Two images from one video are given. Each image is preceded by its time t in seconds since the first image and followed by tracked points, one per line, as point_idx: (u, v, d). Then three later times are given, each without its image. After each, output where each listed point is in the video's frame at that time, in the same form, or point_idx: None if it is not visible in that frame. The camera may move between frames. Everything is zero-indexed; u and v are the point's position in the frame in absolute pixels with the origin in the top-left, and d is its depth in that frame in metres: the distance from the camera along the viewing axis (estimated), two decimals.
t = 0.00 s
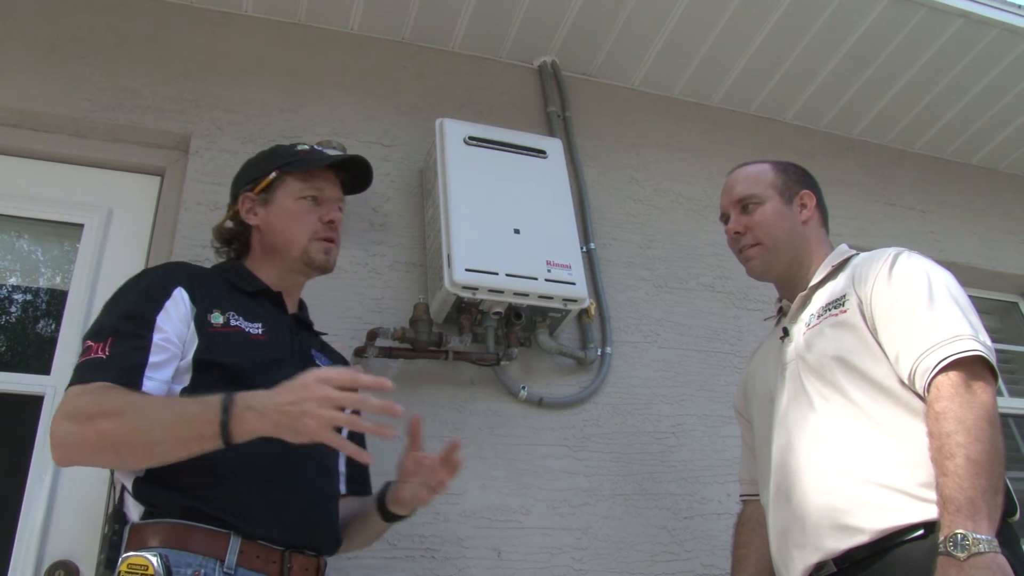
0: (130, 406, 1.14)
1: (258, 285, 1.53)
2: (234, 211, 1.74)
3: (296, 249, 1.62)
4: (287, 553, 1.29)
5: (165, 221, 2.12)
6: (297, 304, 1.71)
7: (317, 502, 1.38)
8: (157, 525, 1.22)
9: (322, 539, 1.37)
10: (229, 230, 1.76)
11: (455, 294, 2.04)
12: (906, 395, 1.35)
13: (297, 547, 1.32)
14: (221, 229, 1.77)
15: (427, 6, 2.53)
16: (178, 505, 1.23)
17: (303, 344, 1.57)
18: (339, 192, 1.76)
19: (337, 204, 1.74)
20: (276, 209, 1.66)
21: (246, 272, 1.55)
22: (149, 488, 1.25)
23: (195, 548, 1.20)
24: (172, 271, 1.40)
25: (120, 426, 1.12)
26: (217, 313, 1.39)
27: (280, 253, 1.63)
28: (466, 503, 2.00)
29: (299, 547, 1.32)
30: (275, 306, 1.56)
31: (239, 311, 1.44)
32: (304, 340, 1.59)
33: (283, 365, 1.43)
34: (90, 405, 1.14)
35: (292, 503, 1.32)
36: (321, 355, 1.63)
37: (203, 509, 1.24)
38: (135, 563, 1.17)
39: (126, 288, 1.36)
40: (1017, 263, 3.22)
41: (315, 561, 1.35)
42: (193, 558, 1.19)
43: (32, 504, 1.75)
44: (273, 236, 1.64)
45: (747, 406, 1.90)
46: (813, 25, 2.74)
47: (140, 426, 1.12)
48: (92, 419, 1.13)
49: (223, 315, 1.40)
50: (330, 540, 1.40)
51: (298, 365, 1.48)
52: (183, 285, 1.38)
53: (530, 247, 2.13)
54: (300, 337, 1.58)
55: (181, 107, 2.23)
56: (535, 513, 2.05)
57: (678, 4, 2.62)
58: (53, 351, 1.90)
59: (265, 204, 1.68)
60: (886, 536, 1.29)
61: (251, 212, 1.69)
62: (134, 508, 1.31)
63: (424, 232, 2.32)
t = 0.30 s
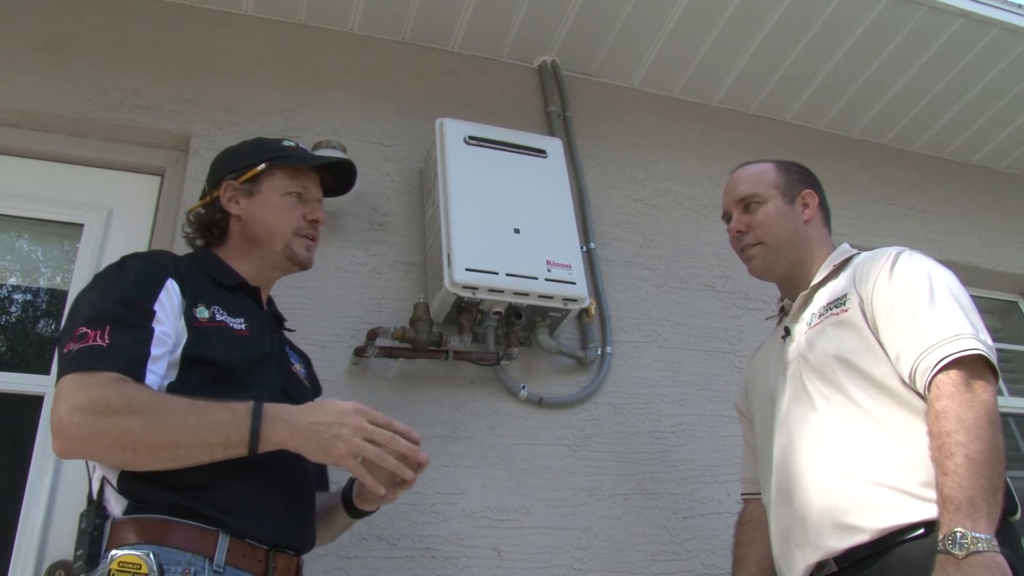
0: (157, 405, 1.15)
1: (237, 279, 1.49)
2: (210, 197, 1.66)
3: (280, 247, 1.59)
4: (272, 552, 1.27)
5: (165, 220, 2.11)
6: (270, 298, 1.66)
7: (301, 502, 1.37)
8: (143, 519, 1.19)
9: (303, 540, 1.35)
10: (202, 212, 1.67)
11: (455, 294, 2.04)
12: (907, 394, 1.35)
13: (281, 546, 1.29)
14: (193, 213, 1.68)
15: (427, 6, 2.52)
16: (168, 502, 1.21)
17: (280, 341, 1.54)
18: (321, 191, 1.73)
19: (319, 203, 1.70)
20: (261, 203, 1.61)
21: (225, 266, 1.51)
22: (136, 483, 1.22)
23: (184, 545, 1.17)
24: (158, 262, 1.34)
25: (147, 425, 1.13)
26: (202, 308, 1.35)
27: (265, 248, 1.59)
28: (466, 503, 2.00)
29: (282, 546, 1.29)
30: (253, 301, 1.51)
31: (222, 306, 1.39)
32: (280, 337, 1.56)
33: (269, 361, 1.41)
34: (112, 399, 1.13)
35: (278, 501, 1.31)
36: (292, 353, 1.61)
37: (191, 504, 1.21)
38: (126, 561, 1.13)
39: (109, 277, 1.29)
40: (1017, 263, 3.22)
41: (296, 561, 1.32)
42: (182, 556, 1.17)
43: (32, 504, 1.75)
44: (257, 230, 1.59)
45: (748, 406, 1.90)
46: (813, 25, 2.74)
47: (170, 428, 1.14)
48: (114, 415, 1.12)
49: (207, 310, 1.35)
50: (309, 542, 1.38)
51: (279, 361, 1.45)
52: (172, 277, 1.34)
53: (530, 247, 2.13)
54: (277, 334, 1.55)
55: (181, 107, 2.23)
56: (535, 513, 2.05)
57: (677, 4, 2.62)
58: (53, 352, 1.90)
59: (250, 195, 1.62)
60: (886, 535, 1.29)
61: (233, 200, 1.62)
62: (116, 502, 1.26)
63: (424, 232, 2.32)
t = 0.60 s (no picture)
0: (140, 398, 1.13)
1: (220, 273, 1.49)
2: (194, 186, 1.66)
3: (257, 239, 1.58)
4: (260, 551, 1.28)
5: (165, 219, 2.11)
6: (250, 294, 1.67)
7: (287, 500, 1.38)
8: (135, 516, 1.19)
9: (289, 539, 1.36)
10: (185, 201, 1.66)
11: (455, 294, 2.04)
12: (908, 393, 1.35)
13: (269, 544, 1.30)
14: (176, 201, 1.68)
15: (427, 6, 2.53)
16: (159, 499, 1.20)
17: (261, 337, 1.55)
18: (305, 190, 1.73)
19: (303, 201, 1.70)
20: (243, 195, 1.61)
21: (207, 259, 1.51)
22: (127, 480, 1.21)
23: (177, 544, 1.17)
24: (145, 253, 1.34)
25: (130, 420, 1.11)
26: (190, 302, 1.35)
27: (243, 239, 1.58)
28: (466, 502, 2.00)
29: (269, 544, 1.30)
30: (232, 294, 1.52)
31: (209, 301, 1.40)
32: (262, 333, 1.57)
33: (252, 357, 1.42)
34: (97, 393, 1.11)
35: (265, 501, 1.32)
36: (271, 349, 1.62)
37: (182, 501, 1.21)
38: (122, 559, 1.14)
39: (91, 267, 1.28)
40: (1018, 263, 3.22)
41: (281, 560, 1.32)
42: (176, 554, 1.17)
43: (32, 503, 1.75)
44: (236, 222, 1.58)
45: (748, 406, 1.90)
46: (812, 25, 2.74)
47: (154, 423, 1.12)
48: (99, 409, 1.11)
49: (195, 304, 1.36)
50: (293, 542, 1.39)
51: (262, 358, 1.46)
52: (159, 269, 1.33)
53: (530, 246, 2.13)
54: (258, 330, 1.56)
55: (180, 107, 2.23)
56: (535, 513, 2.05)
57: (677, 4, 2.63)
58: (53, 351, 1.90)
59: (233, 187, 1.62)
60: (886, 535, 1.29)
61: (215, 190, 1.62)
62: (105, 498, 1.23)
63: (424, 231, 2.31)
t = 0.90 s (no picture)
0: (72, 394, 1.06)
1: (216, 271, 1.50)
2: (195, 182, 1.66)
3: (256, 241, 1.58)
4: (251, 549, 1.28)
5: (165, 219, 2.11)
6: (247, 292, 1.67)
7: (280, 496, 1.38)
8: (125, 516, 1.19)
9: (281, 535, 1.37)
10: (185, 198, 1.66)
11: (455, 293, 2.04)
12: (907, 392, 1.35)
13: (260, 542, 1.31)
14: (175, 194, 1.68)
15: (427, 6, 2.53)
16: (150, 497, 1.20)
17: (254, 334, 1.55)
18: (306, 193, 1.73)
19: (304, 204, 1.71)
20: (245, 196, 1.61)
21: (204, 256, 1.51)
22: (117, 478, 1.20)
23: (164, 544, 1.18)
24: (135, 249, 1.34)
25: (60, 417, 1.05)
26: (181, 298, 1.36)
27: (240, 239, 1.58)
28: (466, 502, 2.00)
29: (261, 542, 1.31)
30: (228, 292, 1.53)
31: (201, 298, 1.41)
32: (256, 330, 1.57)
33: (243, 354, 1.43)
34: (32, 390, 1.07)
35: (260, 497, 1.32)
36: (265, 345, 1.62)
37: (173, 500, 1.20)
38: (108, 559, 1.14)
39: (79, 262, 1.27)
40: (1018, 262, 3.23)
41: (273, 558, 1.34)
42: (164, 553, 1.17)
43: (32, 503, 1.75)
44: (235, 221, 1.58)
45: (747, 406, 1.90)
46: (812, 25, 2.74)
47: (82, 421, 1.05)
48: (32, 406, 1.06)
49: (186, 300, 1.37)
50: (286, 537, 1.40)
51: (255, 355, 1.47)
52: (145, 265, 1.33)
53: (530, 246, 2.13)
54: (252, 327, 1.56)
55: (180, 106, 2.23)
56: (535, 512, 2.05)
57: (677, 4, 2.63)
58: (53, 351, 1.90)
59: (234, 186, 1.62)
60: (886, 534, 1.30)
61: (216, 187, 1.62)
62: (94, 499, 1.25)
63: (424, 231, 2.31)
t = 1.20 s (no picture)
0: (53, 400, 1.06)
1: (215, 273, 1.50)
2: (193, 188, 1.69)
3: (247, 238, 1.57)
4: (242, 550, 1.28)
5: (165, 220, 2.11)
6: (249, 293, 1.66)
7: (276, 497, 1.38)
8: (112, 517, 1.19)
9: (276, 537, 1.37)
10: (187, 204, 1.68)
11: (455, 294, 2.04)
12: (907, 393, 1.35)
13: (251, 542, 1.30)
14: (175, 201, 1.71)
15: (426, 6, 2.53)
16: (135, 500, 1.19)
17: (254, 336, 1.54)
18: (301, 184, 1.70)
19: (298, 196, 1.68)
20: (235, 194, 1.61)
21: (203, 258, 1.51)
22: (105, 480, 1.20)
23: (150, 545, 1.17)
24: (128, 254, 1.35)
25: (42, 423, 1.05)
26: (174, 302, 1.35)
27: (232, 238, 1.58)
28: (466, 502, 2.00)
29: (253, 543, 1.30)
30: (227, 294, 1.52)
31: (195, 301, 1.41)
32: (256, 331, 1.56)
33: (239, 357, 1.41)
34: (11, 397, 1.06)
35: (254, 497, 1.31)
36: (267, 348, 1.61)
37: (159, 503, 1.20)
38: (92, 561, 1.13)
39: (73, 268, 1.29)
40: (1018, 262, 3.23)
41: (265, 559, 1.33)
42: (150, 555, 1.16)
43: (31, 504, 1.75)
44: (226, 220, 1.58)
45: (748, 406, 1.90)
46: (812, 25, 2.74)
47: (63, 426, 1.05)
48: (13, 413, 1.05)
49: (179, 304, 1.36)
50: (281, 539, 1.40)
51: (252, 357, 1.46)
52: (135, 267, 1.33)
53: (530, 246, 2.13)
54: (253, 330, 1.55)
55: (180, 107, 2.23)
56: (535, 513, 2.05)
57: (677, 4, 2.63)
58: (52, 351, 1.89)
59: (225, 186, 1.63)
60: (886, 535, 1.30)
61: (209, 189, 1.64)
62: (83, 500, 1.26)
63: (424, 231, 2.31)
